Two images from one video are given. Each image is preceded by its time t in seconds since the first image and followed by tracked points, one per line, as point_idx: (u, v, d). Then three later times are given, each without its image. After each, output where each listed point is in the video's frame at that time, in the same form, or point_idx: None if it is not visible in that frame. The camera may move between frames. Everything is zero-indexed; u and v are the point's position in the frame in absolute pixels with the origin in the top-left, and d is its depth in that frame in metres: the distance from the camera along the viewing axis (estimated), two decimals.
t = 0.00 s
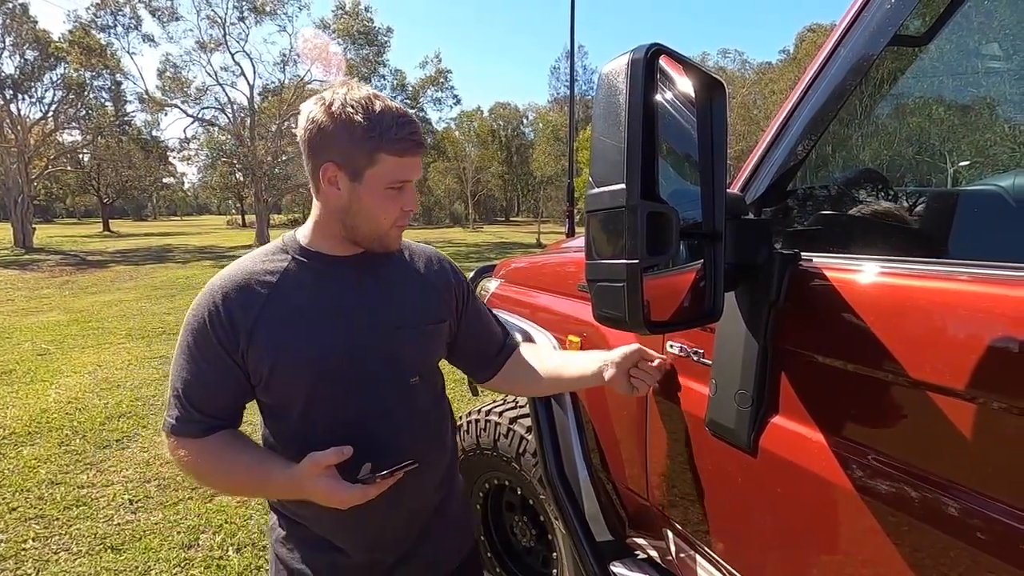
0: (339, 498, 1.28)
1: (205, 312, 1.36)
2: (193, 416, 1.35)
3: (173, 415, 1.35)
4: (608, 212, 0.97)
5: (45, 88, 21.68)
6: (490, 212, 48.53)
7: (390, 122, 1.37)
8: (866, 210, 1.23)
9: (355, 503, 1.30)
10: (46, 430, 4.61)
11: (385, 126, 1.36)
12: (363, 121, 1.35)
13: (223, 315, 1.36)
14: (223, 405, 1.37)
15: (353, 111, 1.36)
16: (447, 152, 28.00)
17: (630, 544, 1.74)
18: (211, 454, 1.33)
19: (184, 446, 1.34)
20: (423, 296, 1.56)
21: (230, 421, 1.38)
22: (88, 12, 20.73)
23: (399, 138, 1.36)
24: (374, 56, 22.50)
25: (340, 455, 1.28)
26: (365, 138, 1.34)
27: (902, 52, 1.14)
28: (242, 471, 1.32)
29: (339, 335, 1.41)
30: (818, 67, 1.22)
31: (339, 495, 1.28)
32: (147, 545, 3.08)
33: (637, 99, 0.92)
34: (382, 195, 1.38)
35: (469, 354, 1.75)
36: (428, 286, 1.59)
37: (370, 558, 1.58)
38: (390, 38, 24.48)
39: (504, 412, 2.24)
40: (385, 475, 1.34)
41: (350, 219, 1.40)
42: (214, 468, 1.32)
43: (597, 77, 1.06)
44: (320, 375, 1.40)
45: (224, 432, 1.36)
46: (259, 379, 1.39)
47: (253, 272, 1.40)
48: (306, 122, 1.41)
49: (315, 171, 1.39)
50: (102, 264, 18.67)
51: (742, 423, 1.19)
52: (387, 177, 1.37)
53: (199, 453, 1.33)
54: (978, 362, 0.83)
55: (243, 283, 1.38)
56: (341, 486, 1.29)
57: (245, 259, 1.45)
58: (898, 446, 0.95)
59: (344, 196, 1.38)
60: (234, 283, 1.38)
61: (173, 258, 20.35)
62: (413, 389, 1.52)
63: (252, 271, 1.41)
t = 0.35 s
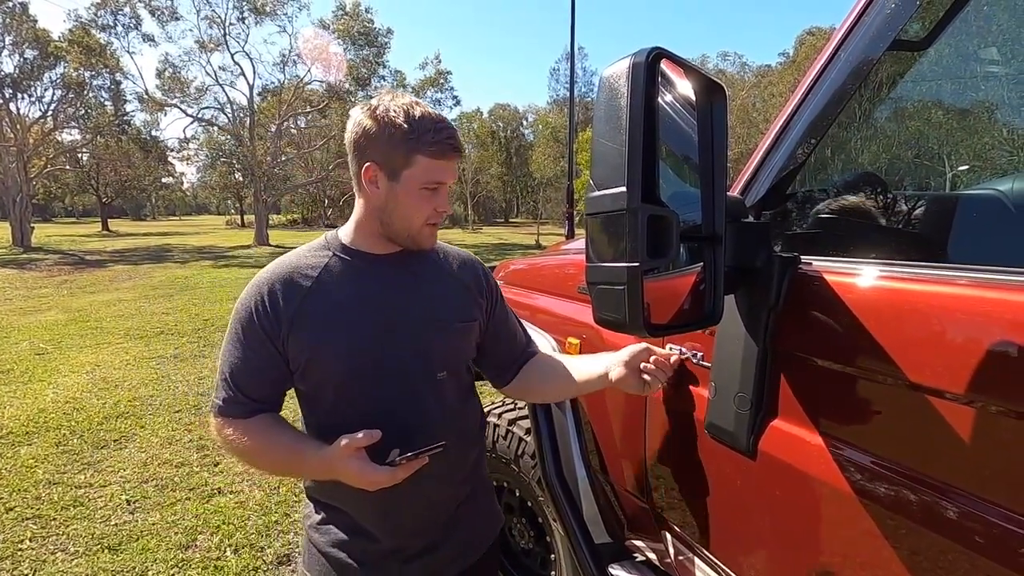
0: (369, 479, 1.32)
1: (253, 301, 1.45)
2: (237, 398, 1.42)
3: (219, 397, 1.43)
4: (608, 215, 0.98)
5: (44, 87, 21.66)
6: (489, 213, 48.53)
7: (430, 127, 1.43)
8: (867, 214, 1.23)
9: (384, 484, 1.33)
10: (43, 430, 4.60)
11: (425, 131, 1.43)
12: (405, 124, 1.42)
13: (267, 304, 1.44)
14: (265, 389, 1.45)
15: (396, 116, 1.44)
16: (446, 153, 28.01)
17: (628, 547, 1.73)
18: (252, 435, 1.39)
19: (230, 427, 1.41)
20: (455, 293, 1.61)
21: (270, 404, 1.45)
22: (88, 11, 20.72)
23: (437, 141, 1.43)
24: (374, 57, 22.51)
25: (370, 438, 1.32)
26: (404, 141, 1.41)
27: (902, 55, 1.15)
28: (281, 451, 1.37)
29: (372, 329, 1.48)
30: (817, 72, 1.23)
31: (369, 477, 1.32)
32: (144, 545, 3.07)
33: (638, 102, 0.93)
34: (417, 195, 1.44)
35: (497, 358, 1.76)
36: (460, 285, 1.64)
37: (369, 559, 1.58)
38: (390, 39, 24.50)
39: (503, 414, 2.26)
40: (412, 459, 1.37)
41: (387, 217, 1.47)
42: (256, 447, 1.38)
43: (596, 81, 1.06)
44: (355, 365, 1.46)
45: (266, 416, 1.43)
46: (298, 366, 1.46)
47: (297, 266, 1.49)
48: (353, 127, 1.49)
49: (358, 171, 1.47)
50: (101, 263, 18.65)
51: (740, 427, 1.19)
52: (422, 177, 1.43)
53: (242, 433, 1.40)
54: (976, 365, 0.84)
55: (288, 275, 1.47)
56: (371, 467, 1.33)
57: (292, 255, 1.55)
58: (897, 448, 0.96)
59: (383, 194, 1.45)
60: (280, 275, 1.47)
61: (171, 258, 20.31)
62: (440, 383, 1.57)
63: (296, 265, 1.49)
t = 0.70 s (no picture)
0: (359, 470, 1.35)
1: (272, 292, 1.58)
2: (253, 381, 1.56)
3: (239, 380, 1.58)
4: (608, 212, 0.97)
5: (42, 85, 21.59)
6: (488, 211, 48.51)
7: (400, 109, 1.53)
8: (867, 210, 1.23)
9: (374, 476, 1.36)
10: (42, 428, 4.60)
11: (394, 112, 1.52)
12: (379, 110, 1.55)
13: (280, 296, 1.56)
14: (278, 374, 1.57)
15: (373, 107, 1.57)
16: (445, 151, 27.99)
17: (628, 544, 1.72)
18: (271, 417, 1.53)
19: (248, 408, 1.56)
20: (465, 290, 1.63)
21: (284, 390, 1.58)
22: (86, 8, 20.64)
23: (402, 120, 1.51)
24: (373, 54, 22.49)
25: (362, 430, 1.33)
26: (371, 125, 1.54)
27: (901, 52, 1.14)
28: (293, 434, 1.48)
29: (375, 323, 1.53)
30: (817, 68, 1.22)
31: (360, 467, 1.35)
32: (144, 543, 3.07)
33: (637, 97, 0.92)
34: (382, 174, 1.52)
35: (510, 359, 1.75)
36: (473, 283, 1.65)
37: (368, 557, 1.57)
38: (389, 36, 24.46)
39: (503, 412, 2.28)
40: (402, 454, 1.38)
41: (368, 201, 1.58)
42: (274, 428, 1.51)
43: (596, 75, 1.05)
44: (358, 356, 1.52)
45: (279, 401, 1.57)
46: (309, 354, 1.55)
47: (313, 260, 1.60)
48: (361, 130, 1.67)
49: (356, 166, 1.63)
50: (99, 261, 18.60)
51: (741, 424, 1.19)
52: (384, 154, 1.51)
53: (263, 414, 1.54)
54: (977, 362, 0.83)
55: (303, 268, 1.58)
56: (363, 459, 1.36)
57: (312, 251, 1.65)
58: (895, 445, 0.96)
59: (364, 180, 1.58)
60: (294, 270, 1.58)
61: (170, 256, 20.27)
62: (445, 379, 1.59)
63: (311, 260, 1.60)
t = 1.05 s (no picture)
0: (338, 468, 1.35)
1: (262, 289, 1.57)
2: (244, 377, 1.55)
3: (231, 376, 1.57)
4: (597, 211, 0.97)
5: (28, 84, 21.38)
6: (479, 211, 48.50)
7: (382, 110, 1.52)
8: (854, 210, 1.23)
9: (354, 475, 1.35)
10: (28, 432, 4.55)
11: (375, 113, 1.52)
12: (362, 112, 1.55)
13: (271, 293, 1.55)
14: (270, 371, 1.56)
15: (355, 109, 1.57)
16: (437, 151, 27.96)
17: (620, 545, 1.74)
18: (256, 411, 1.52)
19: (238, 404, 1.55)
20: (455, 289, 1.62)
21: (274, 385, 1.57)
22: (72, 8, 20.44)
23: (383, 121, 1.51)
24: (364, 54, 22.45)
25: (343, 429, 1.32)
26: (353, 127, 1.54)
27: (888, 53, 1.15)
28: (277, 429, 1.48)
29: (365, 322, 1.52)
30: (806, 67, 1.22)
31: (340, 465, 1.34)
32: (131, 548, 3.04)
33: (625, 96, 0.92)
34: (365, 176, 1.52)
35: (504, 357, 1.75)
36: (463, 282, 1.64)
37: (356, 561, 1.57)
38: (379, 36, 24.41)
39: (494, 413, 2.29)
40: (383, 452, 1.37)
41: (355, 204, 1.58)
42: (258, 422, 1.51)
43: (585, 75, 1.05)
44: (348, 355, 1.52)
45: (270, 396, 1.56)
46: (299, 353, 1.54)
47: (304, 257, 1.59)
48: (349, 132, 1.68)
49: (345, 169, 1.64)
50: (86, 262, 18.43)
51: (731, 424, 1.19)
52: (367, 156, 1.51)
53: (250, 408, 1.53)
54: (964, 360, 0.84)
55: (294, 266, 1.57)
56: (343, 457, 1.35)
57: (304, 248, 1.65)
58: (883, 443, 0.96)
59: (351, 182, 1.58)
60: (285, 267, 1.58)
61: (159, 257, 20.12)
62: (434, 378, 1.58)
63: (301, 258, 1.60)
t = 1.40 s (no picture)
0: (342, 465, 1.34)
1: (261, 287, 1.56)
2: (241, 374, 1.54)
3: (229, 374, 1.56)
4: (599, 214, 0.96)
5: (30, 82, 21.37)
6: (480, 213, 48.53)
7: (391, 112, 1.52)
8: (855, 215, 1.23)
9: (357, 472, 1.35)
10: (24, 430, 4.54)
11: (385, 115, 1.52)
12: (371, 112, 1.55)
13: (271, 290, 1.54)
14: (268, 370, 1.55)
15: (365, 109, 1.57)
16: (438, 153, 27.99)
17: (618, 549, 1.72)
18: (255, 410, 1.51)
19: (234, 402, 1.54)
20: (456, 289, 1.62)
21: (271, 384, 1.56)
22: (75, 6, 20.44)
23: (392, 122, 1.50)
24: (366, 55, 22.49)
25: (348, 425, 1.32)
26: (362, 127, 1.54)
27: (890, 59, 1.14)
28: (278, 428, 1.47)
29: (365, 321, 1.52)
30: (809, 71, 1.21)
31: (344, 462, 1.34)
32: (127, 547, 3.03)
33: (629, 99, 0.92)
34: (370, 176, 1.52)
35: (503, 359, 1.74)
36: (463, 283, 1.64)
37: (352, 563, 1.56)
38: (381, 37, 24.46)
39: (492, 415, 2.29)
40: (388, 448, 1.36)
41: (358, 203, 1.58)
42: (258, 422, 1.50)
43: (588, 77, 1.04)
44: (348, 354, 1.51)
45: (267, 395, 1.55)
46: (298, 351, 1.53)
47: (306, 255, 1.59)
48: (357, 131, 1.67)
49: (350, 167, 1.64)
50: (86, 260, 18.41)
51: (730, 429, 1.18)
52: (374, 155, 1.51)
53: (249, 407, 1.52)
54: (966, 367, 0.83)
55: (295, 264, 1.57)
56: (347, 453, 1.35)
57: (304, 246, 1.64)
58: (883, 449, 0.96)
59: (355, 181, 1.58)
60: (286, 265, 1.57)
61: (158, 256, 20.10)
62: (433, 379, 1.57)
63: (302, 256, 1.59)
